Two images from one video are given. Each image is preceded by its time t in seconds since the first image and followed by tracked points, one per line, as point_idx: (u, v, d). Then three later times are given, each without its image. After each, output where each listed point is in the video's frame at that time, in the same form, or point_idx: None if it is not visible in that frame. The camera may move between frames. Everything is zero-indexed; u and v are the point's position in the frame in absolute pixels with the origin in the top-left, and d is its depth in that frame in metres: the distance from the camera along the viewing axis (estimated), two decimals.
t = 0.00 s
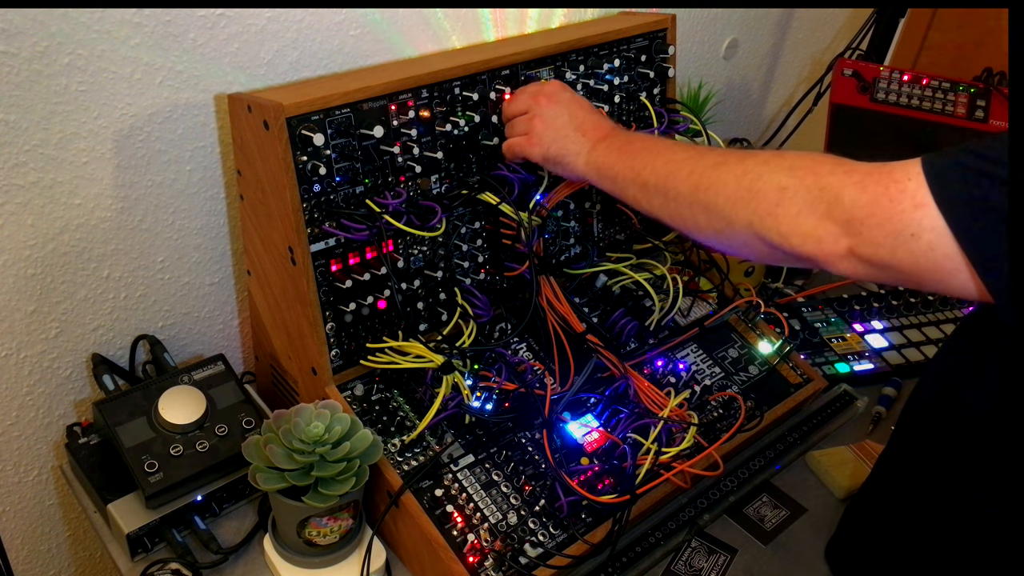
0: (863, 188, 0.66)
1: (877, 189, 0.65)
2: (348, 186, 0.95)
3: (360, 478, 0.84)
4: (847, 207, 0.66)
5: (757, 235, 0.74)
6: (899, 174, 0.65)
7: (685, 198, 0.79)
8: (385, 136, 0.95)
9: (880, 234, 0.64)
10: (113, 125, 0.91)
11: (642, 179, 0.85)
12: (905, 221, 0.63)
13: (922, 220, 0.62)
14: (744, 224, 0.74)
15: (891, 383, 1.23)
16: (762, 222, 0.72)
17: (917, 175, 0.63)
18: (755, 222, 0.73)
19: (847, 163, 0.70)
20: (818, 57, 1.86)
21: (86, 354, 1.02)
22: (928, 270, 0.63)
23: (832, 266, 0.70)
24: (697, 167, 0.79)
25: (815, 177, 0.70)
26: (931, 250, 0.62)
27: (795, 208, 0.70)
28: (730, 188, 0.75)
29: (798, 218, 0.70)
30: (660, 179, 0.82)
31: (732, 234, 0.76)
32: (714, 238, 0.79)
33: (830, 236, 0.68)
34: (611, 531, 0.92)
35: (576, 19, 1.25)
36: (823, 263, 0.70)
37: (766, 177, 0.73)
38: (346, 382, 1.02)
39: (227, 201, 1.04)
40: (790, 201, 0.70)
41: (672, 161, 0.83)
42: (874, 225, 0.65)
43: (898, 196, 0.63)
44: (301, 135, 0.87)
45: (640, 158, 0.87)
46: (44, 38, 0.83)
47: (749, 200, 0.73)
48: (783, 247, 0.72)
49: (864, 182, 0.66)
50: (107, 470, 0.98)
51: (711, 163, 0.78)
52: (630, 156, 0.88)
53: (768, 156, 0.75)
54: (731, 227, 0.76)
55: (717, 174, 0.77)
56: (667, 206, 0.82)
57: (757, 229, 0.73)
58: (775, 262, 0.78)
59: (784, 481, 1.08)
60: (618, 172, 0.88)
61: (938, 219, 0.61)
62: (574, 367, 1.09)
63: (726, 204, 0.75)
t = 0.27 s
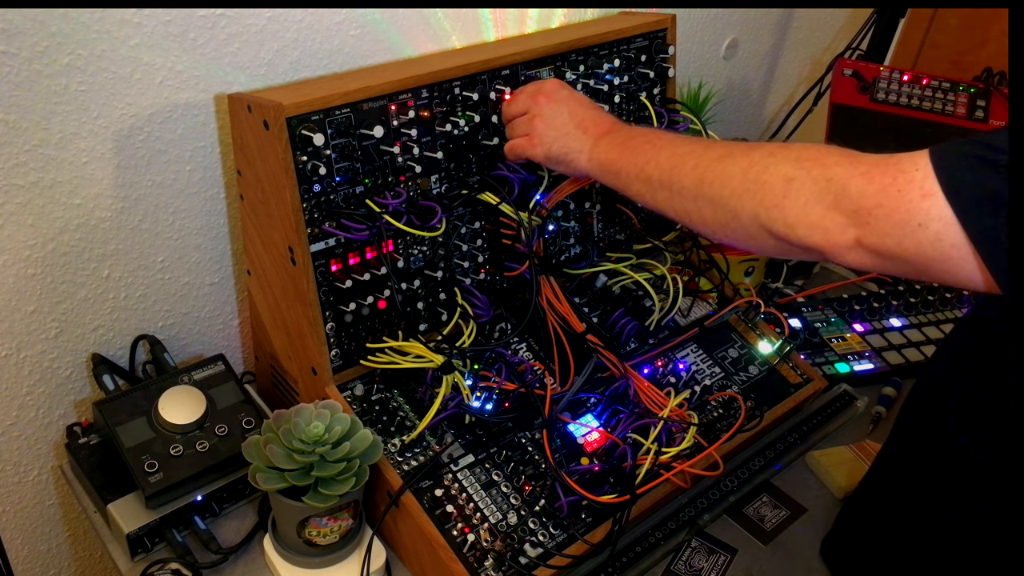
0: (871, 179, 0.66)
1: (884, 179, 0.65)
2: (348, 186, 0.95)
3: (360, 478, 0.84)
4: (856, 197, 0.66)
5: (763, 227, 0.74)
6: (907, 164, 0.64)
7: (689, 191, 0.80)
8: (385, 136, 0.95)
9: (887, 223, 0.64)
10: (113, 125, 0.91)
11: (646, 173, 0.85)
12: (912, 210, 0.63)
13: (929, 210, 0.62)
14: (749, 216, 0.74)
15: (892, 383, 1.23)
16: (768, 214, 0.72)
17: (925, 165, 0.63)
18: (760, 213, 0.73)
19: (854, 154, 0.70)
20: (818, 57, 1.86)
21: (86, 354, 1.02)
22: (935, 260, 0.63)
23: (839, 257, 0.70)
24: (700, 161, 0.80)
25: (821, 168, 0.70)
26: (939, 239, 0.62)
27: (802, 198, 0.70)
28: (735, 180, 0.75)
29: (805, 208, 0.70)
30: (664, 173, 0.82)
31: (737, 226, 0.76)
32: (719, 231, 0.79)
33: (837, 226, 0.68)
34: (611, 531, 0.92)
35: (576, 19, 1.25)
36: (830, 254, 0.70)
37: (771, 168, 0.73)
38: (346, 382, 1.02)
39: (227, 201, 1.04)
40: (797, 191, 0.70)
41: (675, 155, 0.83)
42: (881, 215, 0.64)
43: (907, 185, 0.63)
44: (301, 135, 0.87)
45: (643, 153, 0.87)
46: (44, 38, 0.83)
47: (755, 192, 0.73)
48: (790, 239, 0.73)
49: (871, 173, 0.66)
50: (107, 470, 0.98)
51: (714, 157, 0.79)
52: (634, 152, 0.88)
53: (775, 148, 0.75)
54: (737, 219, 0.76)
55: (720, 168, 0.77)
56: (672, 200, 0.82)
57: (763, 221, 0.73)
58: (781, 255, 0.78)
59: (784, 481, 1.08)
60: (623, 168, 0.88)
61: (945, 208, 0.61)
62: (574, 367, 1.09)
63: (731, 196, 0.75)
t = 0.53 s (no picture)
0: (875, 171, 0.66)
1: (889, 171, 0.65)
2: (347, 186, 0.95)
3: (360, 478, 0.85)
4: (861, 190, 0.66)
5: (768, 222, 0.74)
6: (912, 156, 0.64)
7: (693, 187, 0.80)
8: (385, 136, 0.95)
9: (893, 215, 0.64)
10: (113, 125, 0.91)
11: (648, 170, 0.85)
12: (917, 202, 0.63)
13: (933, 202, 0.62)
14: (753, 210, 0.74)
15: (891, 383, 1.23)
16: (773, 208, 0.72)
17: (929, 158, 0.63)
18: (765, 207, 0.73)
19: (859, 148, 0.70)
20: (818, 57, 1.86)
21: (86, 354, 1.02)
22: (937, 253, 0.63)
23: (844, 250, 0.70)
24: (702, 159, 0.80)
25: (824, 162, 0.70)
26: (942, 231, 0.62)
27: (807, 192, 0.70)
28: (739, 175, 0.75)
29: (809, 203, 0.70)
30: (667, 170, 0.82)
31: (741, 221, 0.76)
32: (722, 226, 0.79)
33: (841, 219, 0.68)
34: (611, 531, 0.92)
35: (576, 19, 1.25)
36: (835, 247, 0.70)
37: (776, 163, 0.73)
38: (346, 382, 1.02)
39: (227, 201, 1.04)
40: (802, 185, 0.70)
41: (677, 153, 0.83)
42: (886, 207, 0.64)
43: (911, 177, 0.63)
44: (301, 135, 0.87)
45: (646, 150, 0.87)
46: (45, 37, 0.83)
47: (759, 186, 0.73)
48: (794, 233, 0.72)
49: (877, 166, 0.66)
50: (106, 470, 0.98)
51: (716, 155, 0.79)
52: (635, 150, 0.88)
53: (777, 145, 0.75)
54: (740, 214, 0.76)
55: (723, 164, 0.77)
56: (675, 196, 0.82)
57: (768, 215, 0.73)
58: (786, 250, 0.78)
59: (784, 481, 1.08)
60: (624, 166, 0.88)
61: (950, 200, 0.61)
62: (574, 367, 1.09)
63: (735, 191, 0.75)
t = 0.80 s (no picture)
0: (878, 167, 0.66)
1: (891, 168, 0.65)
2: (347, 186, 0.94)
3: (360, 478, 0.84)
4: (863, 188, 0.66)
5: (769, 219, 0.74)
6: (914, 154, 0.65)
7: (694, 186, 0.80)
8: (385, 136, 0.95)
9: (895, 211, 0.64)
10: (113, 125, 0.91)
11: (648, 168, 0.85)
12: (919, 198, 0.63)
13: (935, 198, 0.62)
14: (755, 208, 0.74)
15: (891, 383, 1.23)
16: (775, 205, 0.72)
17: (932, 155, 0.63)
18: (766, 204, 0.73)
19: (861, 145, 0.70)
20: (818, 57, 1.86)
21: (86, 354, 1.02)
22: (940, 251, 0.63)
23: (846, 246, 0.70)
24: (703, 158, 0.80)
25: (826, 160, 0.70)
26: (944, 228, 0.62)
27: (809, 189, 0.70)
28: (740, 173, 0.75)
29: (811, 200, 0.70)
30: (668, 169, 0.82)
31: (742, 219, 0.76)
32: (723, 225, 0.79)
33: (844, 215, 0.68)
34: (611, 531, 0.92)
35: (576, 19, 1.25)
36: (838, 244, 0.70)
37: (777, 160, 0.73)
38: (346, 382, 1.02)
39: (227, 201, 1.04)
40: (806, 181, 0.70)
41: (677, 152, 0.83)
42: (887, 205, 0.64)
43: (914, 173, 0.64)
44: (301, 135, 0.87)
45: (646, 149, 0.87)
46: (45, 38, 0.83)
47: (761, 183, 0.73)
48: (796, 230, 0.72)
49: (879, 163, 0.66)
50: (106, 470, 0.98)
51: (716, 154, 0.79)
52: (636, 149, 0.88)
53: (778, 144, 0.75)
54: (741, 212, 0.76)
55: (723, 163, 0.77)
56: (675, 195, 0.82)
57: (769, 212, 0.73)
58: (787, 248, 0.78)
59: (784, 481, 1.08)
60: (625, 165, 0.88)
61: (952, 196, 0.61)
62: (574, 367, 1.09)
63: (736, 188, 0.75)
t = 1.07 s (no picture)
0: (877, 167, 0.66)
1: (890, 168, 0.65)
2: (347, 186, 0.94)
3: (360, 478, 0.85)
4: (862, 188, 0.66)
5: (768, 219, 0.74)
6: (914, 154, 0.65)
7: (693, 186, 0.79)
8: (385, 136, 0.95)
9: (894, 211, 0.64)
10: (114, 126, 0.91)
11: (648, 168, 0.85)
12: (918, 197, 0.63)
13: (935, 198, 0.62)
14: (754, 207, 0.74)
15: (891, 383, 1.23)
16: (774, 204, 0.72)
17: (931, 154, 0.63)
18: (765, 204, 0.73)
19: (860, 144, 0.70)
20: (818, 57, 1.86)
21: (86, 354, 1.02)
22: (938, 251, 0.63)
23: (845, 245, 0.70)
24: (702, 158, 0.80)
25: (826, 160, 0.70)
26: (943, 228, 0.62)
27: (809, 188, 0.70)
28: (740, 172, 0.75)
29: (811, 200, 0.70)
30: (667, 169, 0.82)
31: (741, 219, 0.76)
32: (722, 225, 0.79)
33: (843, 215, 0.68)
34: (611, 531, 0.92)
35: (576, 19, 1.25)
36: (837, 243, 0.70)
37: (777, 159, 0.73)
38: (346, 382, 1.02)
39: (227, 200, 1.04)
40: (804, 181, 0.70)
41: (676, 152, 0.83)
42: (887, 204, 0.65)
43: (913, 173, 0.64)
44: (301, 135, 0.87)
45: (646, 149, 0.87)
46: (45, 38, 0.83)
47: (760, 182, 0.73)
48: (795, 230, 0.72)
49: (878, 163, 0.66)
50: (106, 470, 0.98)
51: (715, 153, 0.79)
52: (636, 149, 0.88)
53: (776, 144, 0.75)
54: (740, 211, 0.76)
55: (723, 162, 0.77)
56: (675, 195, 0.82)
57: (768, 212, 0.73)
58: (786, 248, 0.78)
59: (784, 481, 1.08)
60: (624, 165, 0.88)
61: (951, 196, 0.61)
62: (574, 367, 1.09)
63: (736, 188, 0.75)
